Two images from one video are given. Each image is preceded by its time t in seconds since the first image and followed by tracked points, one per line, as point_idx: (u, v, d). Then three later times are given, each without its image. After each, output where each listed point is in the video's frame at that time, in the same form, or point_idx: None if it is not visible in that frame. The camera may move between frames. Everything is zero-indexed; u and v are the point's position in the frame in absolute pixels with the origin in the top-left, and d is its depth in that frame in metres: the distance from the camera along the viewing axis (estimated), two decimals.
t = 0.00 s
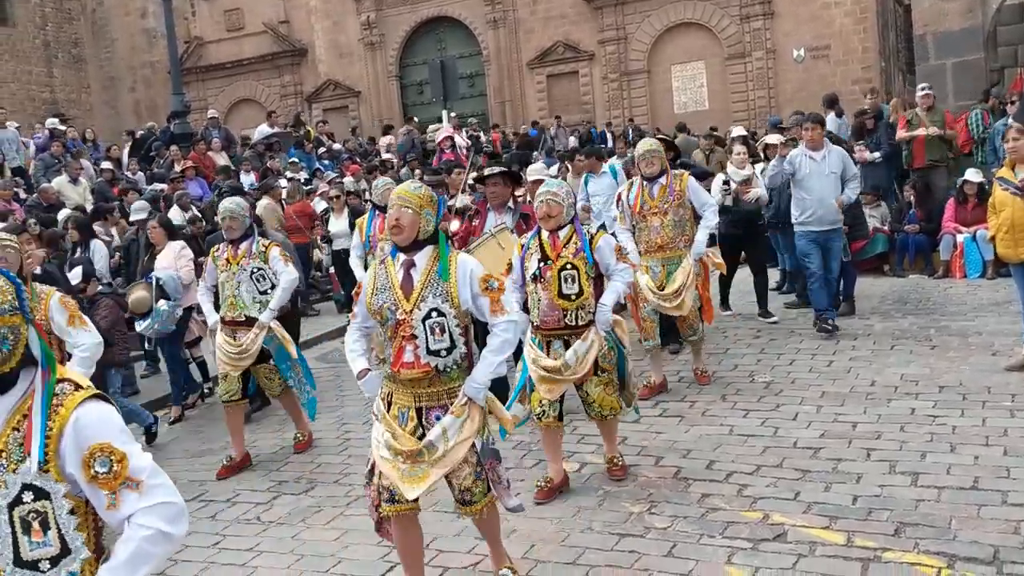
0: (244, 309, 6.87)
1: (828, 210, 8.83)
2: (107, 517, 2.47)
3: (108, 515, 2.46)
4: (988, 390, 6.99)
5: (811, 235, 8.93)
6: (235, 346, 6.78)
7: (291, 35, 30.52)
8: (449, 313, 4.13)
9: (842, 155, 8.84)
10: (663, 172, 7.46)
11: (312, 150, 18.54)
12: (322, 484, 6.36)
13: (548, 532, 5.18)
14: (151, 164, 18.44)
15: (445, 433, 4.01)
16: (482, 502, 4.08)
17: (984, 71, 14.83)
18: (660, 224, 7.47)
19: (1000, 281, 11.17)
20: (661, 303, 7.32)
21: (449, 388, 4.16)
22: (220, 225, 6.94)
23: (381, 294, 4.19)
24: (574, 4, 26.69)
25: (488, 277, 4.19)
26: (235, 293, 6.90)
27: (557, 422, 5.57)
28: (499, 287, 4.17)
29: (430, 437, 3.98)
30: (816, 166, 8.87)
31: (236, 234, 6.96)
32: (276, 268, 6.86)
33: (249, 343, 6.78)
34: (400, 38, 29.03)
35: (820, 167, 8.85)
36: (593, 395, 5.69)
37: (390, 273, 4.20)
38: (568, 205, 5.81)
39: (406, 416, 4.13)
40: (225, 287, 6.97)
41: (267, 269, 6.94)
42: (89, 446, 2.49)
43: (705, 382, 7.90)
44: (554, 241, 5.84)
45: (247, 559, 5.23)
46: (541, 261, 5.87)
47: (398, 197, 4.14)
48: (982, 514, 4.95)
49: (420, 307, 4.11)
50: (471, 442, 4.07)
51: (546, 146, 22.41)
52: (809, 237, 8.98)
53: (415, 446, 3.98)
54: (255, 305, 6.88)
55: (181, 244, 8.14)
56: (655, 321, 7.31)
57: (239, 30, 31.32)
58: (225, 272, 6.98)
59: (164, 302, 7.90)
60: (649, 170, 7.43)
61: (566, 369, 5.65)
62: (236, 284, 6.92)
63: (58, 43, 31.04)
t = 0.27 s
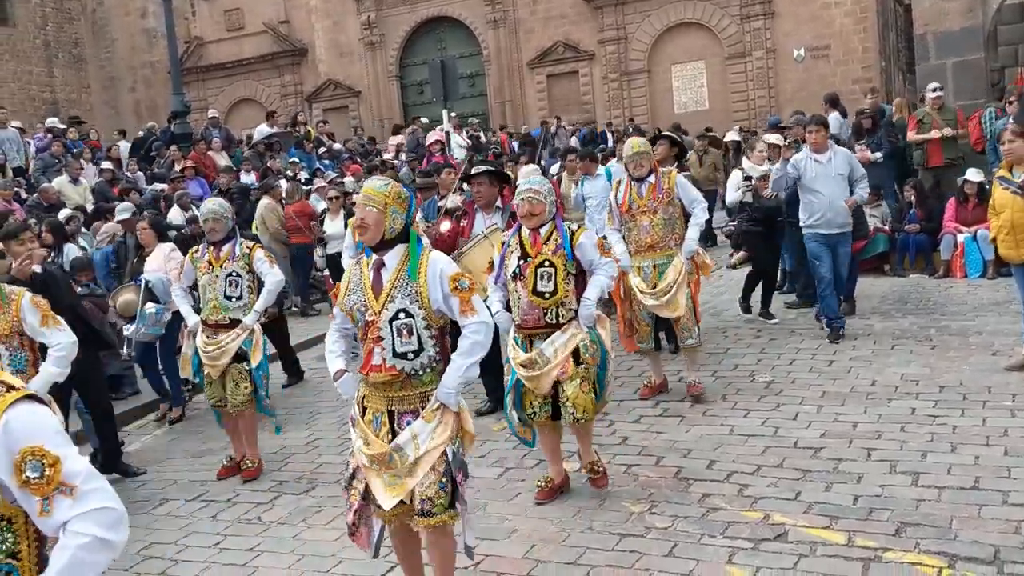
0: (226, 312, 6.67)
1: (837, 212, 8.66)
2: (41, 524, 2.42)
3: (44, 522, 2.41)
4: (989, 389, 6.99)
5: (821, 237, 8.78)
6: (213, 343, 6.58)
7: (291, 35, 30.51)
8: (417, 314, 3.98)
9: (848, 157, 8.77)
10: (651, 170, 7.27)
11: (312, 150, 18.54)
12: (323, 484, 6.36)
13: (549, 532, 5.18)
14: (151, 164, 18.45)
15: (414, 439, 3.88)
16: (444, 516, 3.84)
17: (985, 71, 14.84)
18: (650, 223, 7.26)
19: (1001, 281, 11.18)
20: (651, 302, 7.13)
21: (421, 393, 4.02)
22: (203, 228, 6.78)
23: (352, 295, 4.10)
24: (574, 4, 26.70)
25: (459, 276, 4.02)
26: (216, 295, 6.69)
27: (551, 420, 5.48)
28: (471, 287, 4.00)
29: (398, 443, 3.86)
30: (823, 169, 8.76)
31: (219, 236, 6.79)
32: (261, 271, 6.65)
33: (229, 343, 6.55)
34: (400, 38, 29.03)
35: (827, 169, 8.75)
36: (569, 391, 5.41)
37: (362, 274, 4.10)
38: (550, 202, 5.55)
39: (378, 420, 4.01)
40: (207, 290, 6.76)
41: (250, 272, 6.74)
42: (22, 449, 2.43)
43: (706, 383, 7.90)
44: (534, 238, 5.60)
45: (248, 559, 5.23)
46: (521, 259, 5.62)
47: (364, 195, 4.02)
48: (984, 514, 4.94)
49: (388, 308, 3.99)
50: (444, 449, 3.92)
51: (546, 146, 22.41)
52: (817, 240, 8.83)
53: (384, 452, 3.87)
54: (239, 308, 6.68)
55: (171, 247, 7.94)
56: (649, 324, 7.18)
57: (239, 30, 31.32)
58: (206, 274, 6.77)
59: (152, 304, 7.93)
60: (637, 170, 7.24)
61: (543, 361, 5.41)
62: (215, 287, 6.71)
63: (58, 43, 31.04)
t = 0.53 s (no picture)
0: (210, 319, 6.53)
1: (840, 212, 8.48)
2: None
3: None
4: (989, 389, 6.99)
5: (823, 239, 8.61)
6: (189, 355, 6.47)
7: (291, 35, 30.52)
8: (400, 328, 3.95)
9: (853, 154, 8.58)
10: (650, 176, 7.22)
11: (312, 150, 18.54)
12: (323, 484, 6.36)
13: (550, 532, 5.18)
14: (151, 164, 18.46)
15: (393, 456, 3.85)
16: (418, 540, 3.80)
17: (985, 71, 14.84)
18: (646, 228, 7.20)
19: (1001, 281, 11.18)
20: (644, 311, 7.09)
21: (404, 408, 3.99)
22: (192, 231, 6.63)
23: (339, 306, 4.10)
24: (574, 4, 26.71)
25: (445, 289, 3.95)
26: (201, 303, 6.55)
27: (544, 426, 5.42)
28: (456, 301, 3.92)
29: (378, 459, 3.85)
30: (826, 167, 8.60)
31: (208, 240, 6.63)
32: (249, 279, 6.50)
33: (208, 353, 6.42)
34: (400, 38, 29.04)
35: (830, 167, 8.57)
36: (556, 408, 5.21)
37: (351, 284, 4.10)
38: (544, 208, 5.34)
39: (363, 433, 4.01)
40: (193, 296, 6.62)
41: (236, 279, 6.60)
42: None
43: (706, 383, 7.90)
44: (529, 247, 5.47)
45: (248, 559, 5.24)
46: (515, 268, 5.50)
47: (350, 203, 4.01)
48: (983, 514, 4.95)
49: (370, 322, 3.97)
50: (425, 468, 3.86)
51: (547, 146, 22.41)
52: (819, 241, 8.66)
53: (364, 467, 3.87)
54: (222, 315, 6.54)
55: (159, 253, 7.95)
56: (645, 331, 7.16)
57: (239, 30, 31.32)
58: (194, 280, 6.64)
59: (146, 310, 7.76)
60: (638, 174, 7.18)
61: (535, 376, 5.28)
62: (201, 294, 6.57)
63: (58, 42, 31.04)
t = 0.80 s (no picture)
0: (194, 317, 6.41)
1: (843, 216, 8.30)
2: None
3: None
4: (988, 389, 7.00)
5: (826, 242, 8.43)
6: (179, 351, 6.31)
7: (291, 35, 30.53)
8: (380, 334, 3.81)
9: (862, 156, 8.31)
10: (647, 176, 7.05)
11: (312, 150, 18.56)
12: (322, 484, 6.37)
13: (550, 531, 5.19)
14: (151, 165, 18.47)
15: (371, 467, 3.69)
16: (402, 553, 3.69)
17: (985, 72, 14.86)
18: (640, 230, 7.05)
19: (1000, 281, 11.20)
20: (632, 313, 6.86)
21: (383, 417, 3.85)
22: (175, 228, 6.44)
23: (317, 309, 3.95)
24: (574, 5, 26.73)
25: (428, 294, 3.81)
26: (186, 301, 6.44)
27: (534, 438, 5.20)
28: (440, 307, 3.79)
29: (354, 470, 3.69)
30: (831, 168, 8.35)
31: (192, 237, 6.45)
32: (230, 274, 6.41)
33: (195, 356, 6.23)
34: (400, 38, 29.07)
35: (839, 169, 8.32)
36: (551, 420, 5.03)
37: (330, 287, 3.96)
38: (543, 210, 5.23)
39: (340, 443, 3.87)
40: (178, 294, 6.52)
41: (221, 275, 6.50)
42: None
43: (705, 382, 7.92)
44: (524, 250, 5.34)
45: (248, 558, 5.25)
46: (508, 271, 5.36)
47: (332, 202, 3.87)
48: (982, 514, 4.96)
49: (349, 328, 3.83)
50: (404, 479, 3.72)
51: (547, 147, 22.43)
52: (823, 245, 8.48)
53: (339, 478, 3.72)
54: (207, 314, 6.41)
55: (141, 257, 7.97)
56: (631, 334, 6.91)
57: (239, 30, 31.33)
58: (179, 277, 6.53)
59: (134, 317, 7.74)
60: (635, 172, 7.01)
61: (523, 384, 5.09)
62: (187, 292, 6.45)
63: (58, 43, 31.04)
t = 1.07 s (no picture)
0: (184, 325, 6.33)
1: (857, 219, 7.91)
2: None
3: None
4: (988, 390, 7.00)
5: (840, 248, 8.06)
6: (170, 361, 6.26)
7: (290, 35, 30.53)
8: (361, 344, 3.64)
9: (878, 160, 7.92)
10: (639, 179, 6.84)
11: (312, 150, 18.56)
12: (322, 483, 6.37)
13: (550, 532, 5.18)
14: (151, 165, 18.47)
15: (353, 478, 3.55)
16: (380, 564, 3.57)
17: (985, 72, 14.86)
18: (633, 235, 6.86)
19: (1000, 281, 11.20)
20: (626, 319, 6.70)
21: (365, 429, 3.69)
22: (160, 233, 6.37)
23: (293, 318, 3.77)
24: (574, 5, 26.73)
25: (412, 302, 3.63)
26: (175, 309, 6.34)
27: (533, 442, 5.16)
28: (425, 315, 3.60)
29: (336, 484, 3.55)
30: (845, 172, 7.96)
31: (178, 243, 6.41)
32: (222, 281, 6.36)
33: (184, 358, 6.23)
34: (400, 38, 29.06)
35: (851, 172, 7.93)
36: (541, 419, 4.96)
37: (306, 295, 3.78)
38: (530, 215, 5.15)
39: (321, 458, 3.72)
40: (166, 302, 6.40)
41: (211, 281, 6.41)
42: None
43: (705, 383, 7.92)
44: (514, 255, 5.23)
45: (247, 558, 5.25)
46: (499, 277, 5.26)
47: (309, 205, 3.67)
48: (982, 514, 4.95)
49: (327, 338, 3.65)
50: (386, 488, 3.57)
51: (546, 147, 22.42)
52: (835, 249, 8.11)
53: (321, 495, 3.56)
54: (199, 321, 6.34)
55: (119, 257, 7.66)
56: (629, 341, 6.72)
57: (239, 30, 31.32)
58: (165, 285, 6.42)
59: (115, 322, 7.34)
60: (626, 175, 6.79)
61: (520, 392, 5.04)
62: (176, 299, 6.36)
63: (58, 43, 31.03)
